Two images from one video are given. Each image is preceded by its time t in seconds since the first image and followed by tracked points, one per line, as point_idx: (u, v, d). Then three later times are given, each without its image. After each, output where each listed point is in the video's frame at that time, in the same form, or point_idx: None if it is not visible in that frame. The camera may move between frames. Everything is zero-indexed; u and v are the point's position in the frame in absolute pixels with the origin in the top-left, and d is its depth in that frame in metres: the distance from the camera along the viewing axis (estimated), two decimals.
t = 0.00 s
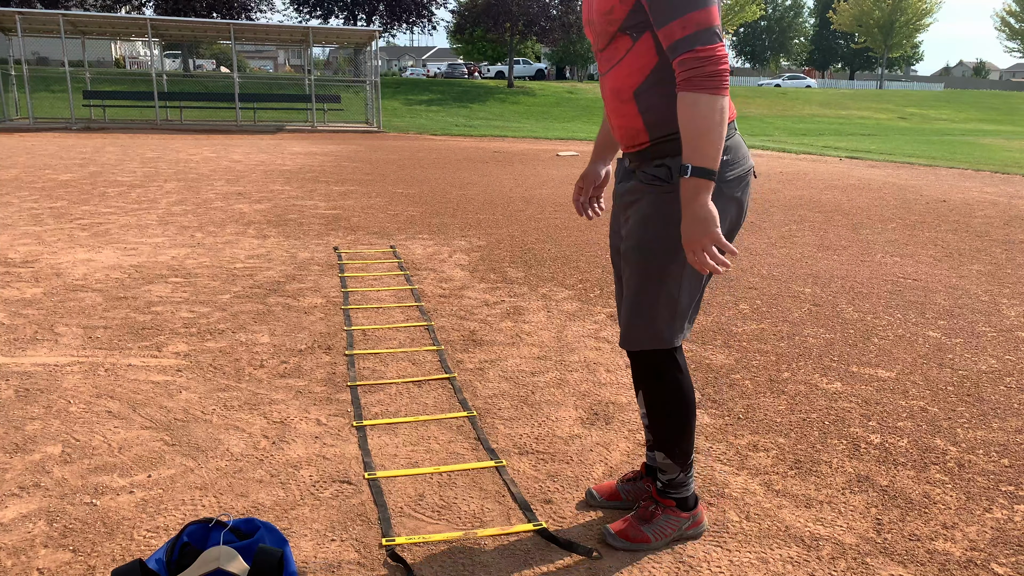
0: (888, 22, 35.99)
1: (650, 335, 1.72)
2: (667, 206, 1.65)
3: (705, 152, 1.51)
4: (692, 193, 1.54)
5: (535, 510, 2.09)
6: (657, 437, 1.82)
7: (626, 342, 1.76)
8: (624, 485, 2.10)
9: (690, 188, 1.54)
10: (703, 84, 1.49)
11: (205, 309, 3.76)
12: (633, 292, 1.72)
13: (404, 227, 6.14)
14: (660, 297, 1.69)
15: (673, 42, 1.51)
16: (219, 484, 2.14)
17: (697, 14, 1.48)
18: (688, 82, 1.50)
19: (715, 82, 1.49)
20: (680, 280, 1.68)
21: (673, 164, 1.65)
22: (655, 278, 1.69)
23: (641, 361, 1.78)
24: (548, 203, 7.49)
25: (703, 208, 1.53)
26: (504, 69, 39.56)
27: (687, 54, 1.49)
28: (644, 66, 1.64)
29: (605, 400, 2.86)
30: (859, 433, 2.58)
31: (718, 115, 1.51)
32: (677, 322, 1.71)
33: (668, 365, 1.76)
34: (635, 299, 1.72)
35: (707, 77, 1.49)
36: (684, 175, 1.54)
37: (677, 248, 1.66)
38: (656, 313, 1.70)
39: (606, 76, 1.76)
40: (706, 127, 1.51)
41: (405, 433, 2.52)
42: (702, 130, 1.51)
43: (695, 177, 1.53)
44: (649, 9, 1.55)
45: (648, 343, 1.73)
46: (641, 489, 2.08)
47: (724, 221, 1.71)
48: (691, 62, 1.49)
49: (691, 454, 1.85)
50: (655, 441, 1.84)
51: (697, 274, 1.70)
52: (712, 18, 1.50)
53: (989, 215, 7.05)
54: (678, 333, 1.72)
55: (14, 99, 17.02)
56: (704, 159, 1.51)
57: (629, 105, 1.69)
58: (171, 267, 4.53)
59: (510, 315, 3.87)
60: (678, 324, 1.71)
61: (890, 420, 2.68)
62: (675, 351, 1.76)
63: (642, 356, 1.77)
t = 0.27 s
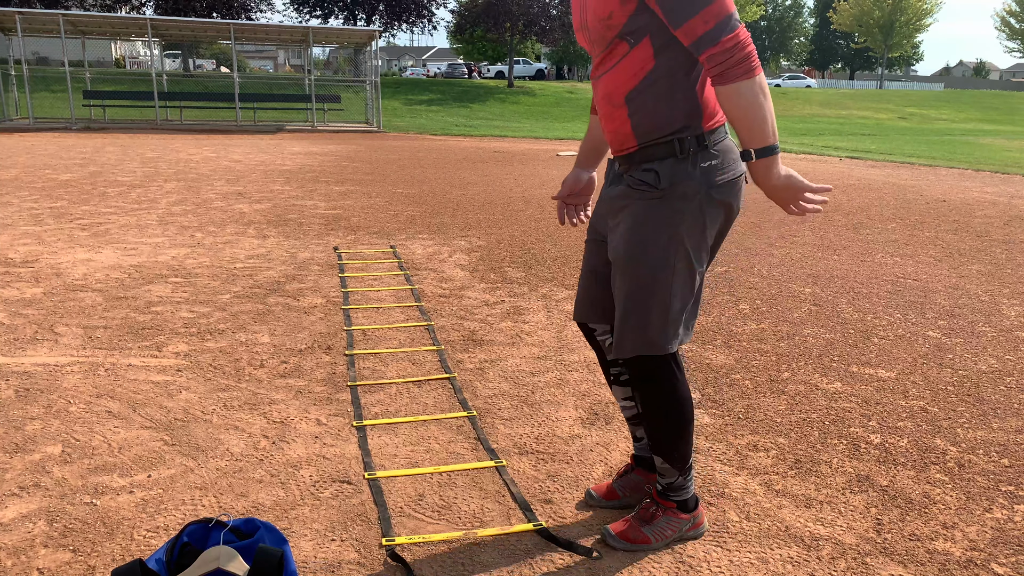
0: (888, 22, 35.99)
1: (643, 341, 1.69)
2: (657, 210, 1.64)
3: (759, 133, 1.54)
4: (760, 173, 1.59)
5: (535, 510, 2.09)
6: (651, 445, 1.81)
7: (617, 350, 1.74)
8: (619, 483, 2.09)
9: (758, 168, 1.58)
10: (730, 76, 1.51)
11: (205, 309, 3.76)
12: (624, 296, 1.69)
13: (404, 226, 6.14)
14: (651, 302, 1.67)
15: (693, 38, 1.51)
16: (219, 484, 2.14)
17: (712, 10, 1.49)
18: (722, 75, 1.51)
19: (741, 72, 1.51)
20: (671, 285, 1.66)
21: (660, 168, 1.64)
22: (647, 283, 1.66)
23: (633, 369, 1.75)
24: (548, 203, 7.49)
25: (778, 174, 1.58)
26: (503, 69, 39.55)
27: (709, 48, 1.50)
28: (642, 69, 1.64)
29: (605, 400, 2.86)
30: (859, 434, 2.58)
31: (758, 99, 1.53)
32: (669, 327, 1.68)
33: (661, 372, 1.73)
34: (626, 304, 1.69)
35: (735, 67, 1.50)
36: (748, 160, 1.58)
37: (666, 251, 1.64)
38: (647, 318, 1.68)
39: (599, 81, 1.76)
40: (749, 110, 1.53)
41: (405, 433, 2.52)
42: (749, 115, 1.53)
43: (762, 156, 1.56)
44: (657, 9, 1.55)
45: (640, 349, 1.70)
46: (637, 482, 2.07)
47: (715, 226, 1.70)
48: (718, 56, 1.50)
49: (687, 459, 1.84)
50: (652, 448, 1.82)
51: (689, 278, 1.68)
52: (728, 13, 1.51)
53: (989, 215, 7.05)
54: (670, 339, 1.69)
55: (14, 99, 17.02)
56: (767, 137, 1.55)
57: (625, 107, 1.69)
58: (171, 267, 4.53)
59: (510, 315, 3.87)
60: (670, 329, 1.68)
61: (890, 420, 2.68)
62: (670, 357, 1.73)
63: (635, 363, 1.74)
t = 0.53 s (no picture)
0: (888, 22, 36.00)
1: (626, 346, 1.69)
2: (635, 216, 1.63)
3: (693, 157, 1.54)
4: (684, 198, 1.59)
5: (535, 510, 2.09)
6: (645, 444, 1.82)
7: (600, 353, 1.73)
8: (507, 459, 2.14)
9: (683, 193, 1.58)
10: (679, 93, 1.50)
11: (205, 309, 3.76)
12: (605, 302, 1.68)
13: (404, 227, 6.14)
14: (633, 307, 1.66)
15: (648, 47, 1.51)
16: (218, 484, 2.14)
17: (670, 22, 1.48)
18: (667, 90, 1.50)
19: (691, 89, 1.50)
20: (652, 289, 1.66)
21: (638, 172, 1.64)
22: (626, 287, 1.66)
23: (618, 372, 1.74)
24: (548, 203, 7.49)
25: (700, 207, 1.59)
26: (504, 69, 39.54)
27: (661, 62, 1.49)
28: (617, 74, 1.64)
29: (605, 400, 2.86)
30: (859, 433, 2.58)
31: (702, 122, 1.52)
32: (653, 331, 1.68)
33: (647, 374, 1.73)
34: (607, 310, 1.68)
35: (683, 86, 1.49)
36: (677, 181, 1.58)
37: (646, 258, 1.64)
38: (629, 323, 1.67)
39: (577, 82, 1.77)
40: (687, 131, 1.52)
41: (405, 433, 2.52)
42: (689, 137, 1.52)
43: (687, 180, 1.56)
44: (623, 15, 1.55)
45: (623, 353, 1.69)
46: (523, 463, 2.14)
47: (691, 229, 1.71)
48: (667, 70, 1.49)
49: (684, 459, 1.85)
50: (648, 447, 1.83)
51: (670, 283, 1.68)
52: (686, 25, 1.50)
53: (990, 215, 7.05)
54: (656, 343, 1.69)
55: (14, 99, 17.01)
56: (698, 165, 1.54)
57: (598, 111, 1.69)
58: (171, 267, 4.53)
59: (510, 316, 3.87)
60: (655, 332, 1.68)
61: (890, 420, 2.68)
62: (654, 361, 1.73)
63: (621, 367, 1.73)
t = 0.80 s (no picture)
0: (888, 22, 36.02)
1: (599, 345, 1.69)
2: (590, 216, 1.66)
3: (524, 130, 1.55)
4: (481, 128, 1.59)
5: (535, 510, 2.09)
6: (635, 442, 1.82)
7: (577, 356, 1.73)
8: (443, 469, 2.12)
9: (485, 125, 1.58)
10: (576, 94, 1.52)
11: (205, 309, 3.76)
12: (575, 305, 1.69)
13: (404, 227, 6.14)
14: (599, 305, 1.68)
15: (563, 50, 1.53)
16: (218, 484, 2.14)
17: (590, 30, 1.51)
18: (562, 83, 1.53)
19: (592, 101, 1.54)
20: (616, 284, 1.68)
21: (587, 175, 1.66)
22: (590, 286, 1.67)
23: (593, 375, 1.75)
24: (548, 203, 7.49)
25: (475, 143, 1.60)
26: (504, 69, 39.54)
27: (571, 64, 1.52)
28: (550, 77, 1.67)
29: (604, 400, 2.86)
30: (859, 433, 2.58)
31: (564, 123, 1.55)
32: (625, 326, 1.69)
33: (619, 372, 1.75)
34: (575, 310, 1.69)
35: (586, 91, 1.53)
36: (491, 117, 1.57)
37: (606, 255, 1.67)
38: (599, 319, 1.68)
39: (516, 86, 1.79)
40: (538, 111, 1.53)
41: (405, 433, 2.52)
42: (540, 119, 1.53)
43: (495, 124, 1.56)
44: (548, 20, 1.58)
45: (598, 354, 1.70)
46: (461, 473, 2.12)
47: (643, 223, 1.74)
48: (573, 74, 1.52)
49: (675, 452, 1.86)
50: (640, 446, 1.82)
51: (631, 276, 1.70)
52: (606, 36, 1.53)
53: (990, 215, 7.05)
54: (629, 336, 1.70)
55: (14, 99, 17.01)
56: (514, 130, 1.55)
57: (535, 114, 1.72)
58: (171, 268, 4.53)
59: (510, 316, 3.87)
60: (626, 326, 1.69)
61: (890, 420, 2.68)
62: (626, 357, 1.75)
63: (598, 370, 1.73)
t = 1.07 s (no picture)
0: (888, 22, 36.03)
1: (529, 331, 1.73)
2: (534, 202, 1.70)
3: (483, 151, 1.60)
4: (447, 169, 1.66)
5: (535, 510, 2.09)
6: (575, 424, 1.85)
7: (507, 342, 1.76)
8: (442, 470, 2.13)
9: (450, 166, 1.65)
10: (499, 88, 1.55)
11: (205, 309, 3.76)
12: (510, 289, 1.72)
13: (404, 227, 6.14)
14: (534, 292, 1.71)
15: (484, 43, 1.56)
16: (218, 484, 2.14)
17: (506, 21, 1.53)
18: (484, 80, 1.55)
19: (513, 91, 1.55)
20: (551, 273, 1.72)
21: (536, 161, 1.68)
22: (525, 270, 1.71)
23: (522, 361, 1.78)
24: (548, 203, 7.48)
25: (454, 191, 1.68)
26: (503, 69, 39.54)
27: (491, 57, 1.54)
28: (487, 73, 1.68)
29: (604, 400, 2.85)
30: (859, 433, 2.58)
31: (504, 125, 1.58)
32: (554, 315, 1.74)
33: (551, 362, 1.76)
34: (512, 295, 1.72)
35: (505, 82, 1.54)
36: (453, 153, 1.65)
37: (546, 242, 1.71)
38: (530, 305, 1.72)
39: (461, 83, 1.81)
40: (485, 123, 1.57)
41: (405, 433, 2.52)
42: (486, 126, 1.57)
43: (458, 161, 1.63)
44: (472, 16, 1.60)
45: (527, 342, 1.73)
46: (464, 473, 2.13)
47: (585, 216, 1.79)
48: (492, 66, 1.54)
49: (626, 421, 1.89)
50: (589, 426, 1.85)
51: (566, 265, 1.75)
52: (524, 25, 1.54)
53: (989, 215, 7.06)
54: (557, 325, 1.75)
55: (14, 99, 17.01)
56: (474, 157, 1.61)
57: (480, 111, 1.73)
58: (171, 268, 4.53)
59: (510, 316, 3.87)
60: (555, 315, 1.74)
61: (890, 420, 2.68)
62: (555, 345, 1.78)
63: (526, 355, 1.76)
